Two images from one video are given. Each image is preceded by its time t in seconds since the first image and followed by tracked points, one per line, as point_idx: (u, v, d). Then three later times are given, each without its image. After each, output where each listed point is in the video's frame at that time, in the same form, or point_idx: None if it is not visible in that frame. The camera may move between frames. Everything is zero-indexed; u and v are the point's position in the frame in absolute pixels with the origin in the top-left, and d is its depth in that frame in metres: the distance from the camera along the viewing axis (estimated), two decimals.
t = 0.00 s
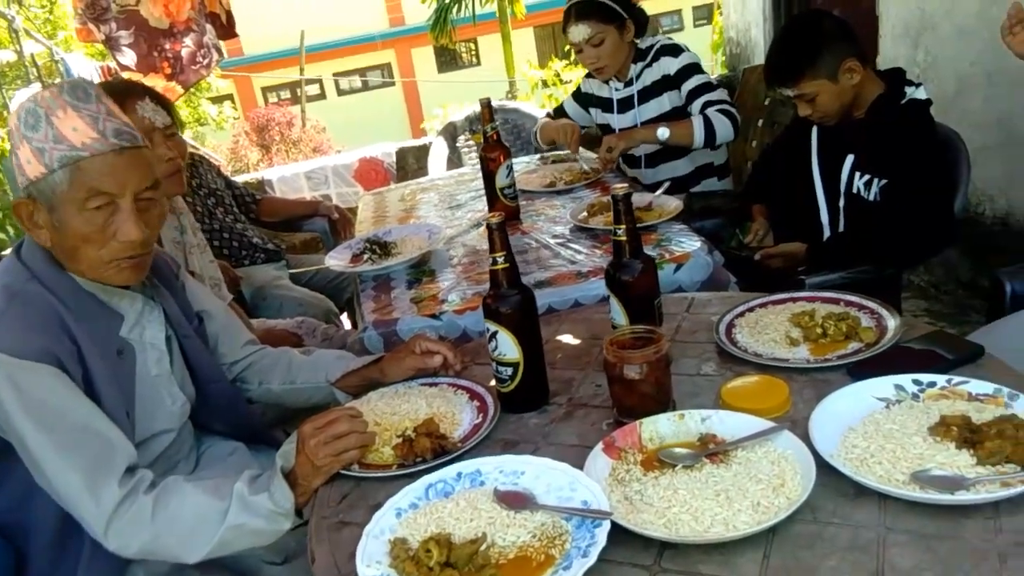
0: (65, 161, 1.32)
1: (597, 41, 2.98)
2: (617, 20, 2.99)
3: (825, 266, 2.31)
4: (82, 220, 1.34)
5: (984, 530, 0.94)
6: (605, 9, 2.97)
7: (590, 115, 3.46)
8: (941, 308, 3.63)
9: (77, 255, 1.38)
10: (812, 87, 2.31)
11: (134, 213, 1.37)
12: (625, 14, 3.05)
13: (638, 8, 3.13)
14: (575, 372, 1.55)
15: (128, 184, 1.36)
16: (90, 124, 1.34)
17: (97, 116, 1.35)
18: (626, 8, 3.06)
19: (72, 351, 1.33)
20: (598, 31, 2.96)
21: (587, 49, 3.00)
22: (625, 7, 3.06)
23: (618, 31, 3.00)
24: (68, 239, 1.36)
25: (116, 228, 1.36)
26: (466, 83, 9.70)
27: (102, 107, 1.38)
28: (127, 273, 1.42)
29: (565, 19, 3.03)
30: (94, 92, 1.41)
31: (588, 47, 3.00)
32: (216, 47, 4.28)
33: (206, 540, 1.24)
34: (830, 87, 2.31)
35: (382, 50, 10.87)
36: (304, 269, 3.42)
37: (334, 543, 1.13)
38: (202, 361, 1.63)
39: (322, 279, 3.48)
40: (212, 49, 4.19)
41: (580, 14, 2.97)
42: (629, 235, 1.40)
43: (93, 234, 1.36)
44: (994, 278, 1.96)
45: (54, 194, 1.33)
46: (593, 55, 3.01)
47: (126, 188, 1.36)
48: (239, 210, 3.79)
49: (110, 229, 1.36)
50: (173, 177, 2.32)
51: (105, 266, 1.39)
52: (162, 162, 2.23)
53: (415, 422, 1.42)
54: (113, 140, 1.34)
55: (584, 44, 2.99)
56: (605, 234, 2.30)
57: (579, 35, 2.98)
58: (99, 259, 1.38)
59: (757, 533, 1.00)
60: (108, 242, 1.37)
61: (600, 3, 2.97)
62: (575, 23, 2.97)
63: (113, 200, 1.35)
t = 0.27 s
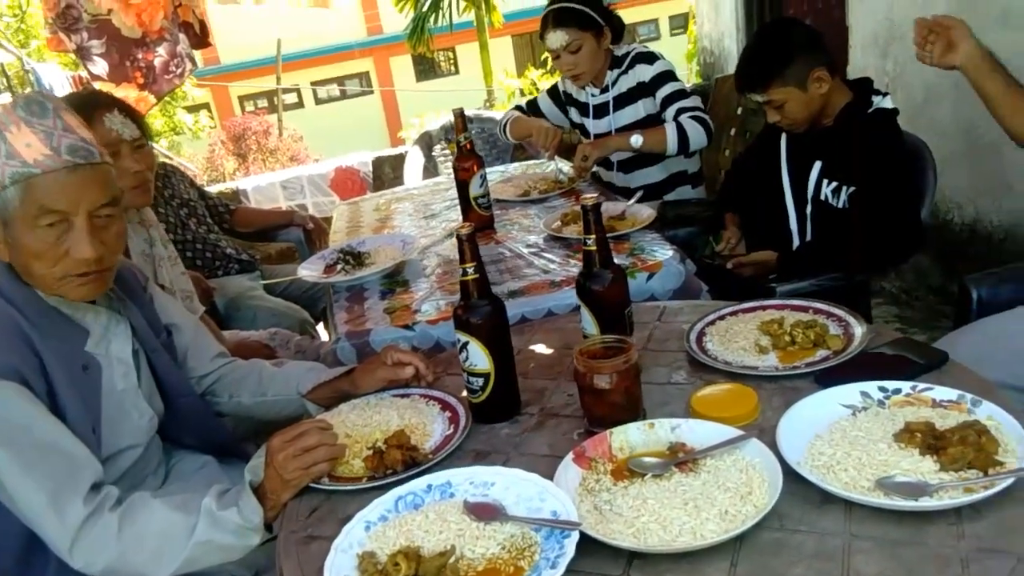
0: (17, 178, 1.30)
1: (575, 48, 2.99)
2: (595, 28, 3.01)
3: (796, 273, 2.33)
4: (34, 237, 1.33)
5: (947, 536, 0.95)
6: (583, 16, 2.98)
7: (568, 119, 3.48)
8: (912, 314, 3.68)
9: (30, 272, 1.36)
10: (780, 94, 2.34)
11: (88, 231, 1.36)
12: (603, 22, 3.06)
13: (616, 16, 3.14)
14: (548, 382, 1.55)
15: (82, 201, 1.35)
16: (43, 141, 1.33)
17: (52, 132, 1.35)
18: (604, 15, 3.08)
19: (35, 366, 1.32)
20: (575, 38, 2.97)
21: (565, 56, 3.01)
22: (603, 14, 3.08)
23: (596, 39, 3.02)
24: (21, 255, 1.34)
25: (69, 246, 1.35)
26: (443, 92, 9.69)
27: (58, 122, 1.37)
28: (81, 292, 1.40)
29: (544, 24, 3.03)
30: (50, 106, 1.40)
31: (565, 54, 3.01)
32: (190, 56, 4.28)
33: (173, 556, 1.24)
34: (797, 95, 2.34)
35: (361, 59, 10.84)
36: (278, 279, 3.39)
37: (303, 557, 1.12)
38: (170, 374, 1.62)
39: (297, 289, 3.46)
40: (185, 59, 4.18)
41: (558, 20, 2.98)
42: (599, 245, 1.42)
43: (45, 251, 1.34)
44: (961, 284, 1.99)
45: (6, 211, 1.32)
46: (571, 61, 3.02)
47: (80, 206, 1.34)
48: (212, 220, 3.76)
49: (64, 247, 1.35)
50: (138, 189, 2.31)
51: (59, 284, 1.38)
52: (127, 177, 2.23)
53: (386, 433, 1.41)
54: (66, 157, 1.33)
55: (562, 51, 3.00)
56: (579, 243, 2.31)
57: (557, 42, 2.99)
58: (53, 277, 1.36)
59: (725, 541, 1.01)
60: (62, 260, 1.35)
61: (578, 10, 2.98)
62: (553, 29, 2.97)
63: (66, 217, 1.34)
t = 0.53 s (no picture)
0: None
1: (556, 50, 3.01)
2: (576, 30, 3.02)
3: (770, 276, 2.35)
4: (4, 239, 1.32)
5: (913, 536, 0.96)
6: (565, 19, 2.99)
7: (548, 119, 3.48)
8: (885, 315, 3.71)
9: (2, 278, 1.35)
10: (752, 97, 2.36)
11: (56, 229, 1.37)
12: (584, 25, 3.07)
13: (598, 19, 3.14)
14: (521, 386, 1.55)
15: (48, 198, 1.35)
16: (4, 139, 1.32)
17: (12, 131, 1.34)
18: (585, 18, 3.09)
19: None
20: (556, 41, 2.99)
21: (546, 58, 3.02)
22: (584, 17, 3.08)
23: (577, 42, 3.03)
24: None
25: (39, 245, 1.35)
26: (421, 97, 9.67)
27: (16, 121, 1.35)
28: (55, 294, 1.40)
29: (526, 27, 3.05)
30: (7, 107, 1.37)
31: (547, 56, 3.02)
32: (163, 60, 4.24)
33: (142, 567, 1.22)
34: (769, 98, 2.37)
35: (339, 63, 10.76)
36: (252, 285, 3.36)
37: (273, 566, 1.11)
38: (138, 383, 1.60)
39: (272, 294, 3.43)
40: (159, 63, 4.13)
41: (540, 22, 3.00)
42: (571, 250, 1.42)
43: (17, 253, 1.33)
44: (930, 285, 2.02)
45: None
46: (552, 64, 3.03)
47: (46, 203, 1.35)
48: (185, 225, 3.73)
49: (35, 247, 1.35)
50: (106, 199, 2.30)
51: (32, 288, 1.37)
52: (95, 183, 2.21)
53: (358, 439, 1.40)
54: (29, 154, 1.33)
55: (543, 53, 3.01)
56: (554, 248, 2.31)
57: (538, 44, 3.00)
58: (26, 279, 1.36)
59: (695, 544, 1.01)
60: (35, 261, 1.35)
61: (560, 13, 2.99)
62: (535, 32, 2.98)
63: (35, 215, 1.34)
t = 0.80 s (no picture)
0: None
1: (541, 48, 3.01)
2: (561, 30, 3.03)
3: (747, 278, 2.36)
4: None
5: (886, 538, 0.97)
6: (550, 18, 3.01)
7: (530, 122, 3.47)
8: (863, 316, 3.74)
9: None
10: (728, 100, 2.37)
11: (27, 235, 1.36)
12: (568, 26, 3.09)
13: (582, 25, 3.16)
14: (498, 392, 1.55)
15: (17, 203, 1.34)
16: None
17: None
18: (570, 20, 3.10)
19: None
20: (542, 39, 2.99)
21: (530, 56, 3.03)
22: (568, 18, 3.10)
23: (561, 41, 3.04)
24: None
25: (9, 250, 1.34)
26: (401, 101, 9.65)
27: None
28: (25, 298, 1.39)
29: (511, 25, 3.05)
30: None
31: (531, 54, 3.03)
32: (138, 66, 4.21)
33: None
34: (745, 100, 2.38)
35: (319, 67, 10.63)
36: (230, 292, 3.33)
37: None
38: (109, 393, 1.59)
39: (250, 301, 3.40)
40: (134, 69, 4.12)
41: (525, 21, 3.00)
42: (546, 255, 1.42)
43: None
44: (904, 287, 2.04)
45: None
46: (536, 62, 3.04)
47: (16, 208, 1.34)
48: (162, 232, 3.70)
49: (5, 252, 1.34)
50: (76, 204, 2.28)
51: (3, 292, 1.35)
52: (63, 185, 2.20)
53: (334, 448, 1.39)
54: None
55: (527, 51, 3.02)
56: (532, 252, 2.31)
57: (523, 42, 3.01)
58: None
59: (670, 549, 1.01)
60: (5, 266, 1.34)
61: (545, 13, 3.01)
62: (520, 29, 2.99)
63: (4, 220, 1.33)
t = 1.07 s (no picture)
0: None
1: (517, 46, 3.00)
2: (538, 33, 3.03)
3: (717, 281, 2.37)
4: None
5: (851, 540, 0.97)
6: (529, 20, 3.01)
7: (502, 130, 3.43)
8: (833, 317, 3.78)
9: None
10: (697, 104, 2.38)
11: None
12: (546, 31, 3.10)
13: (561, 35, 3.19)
14: (468, 399, 1.54)
15: None
16: None
17: None
18: (548, 25, 3.11)
19: None
20: (519, 37, 2.98)
21: (505, 53, 3.01)
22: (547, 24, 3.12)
23: (538, 44, 3.04)
24: None
25: None
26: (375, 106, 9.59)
27: None
28: None
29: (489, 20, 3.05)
30: None
31: (507, 51, 3.02)
32: (106, 72, 4.15)
33: None
34: (714, 104, 2.39)
35: (293, 72, 10.48)
36: (199, 300, 3.29)
37: None
38: (71, 405, 1.57)
39: (220, 309, 3.36)
40: (102, 75, 4.06)
41: (505, 17, 3.00)
42: (514, 260, 1.42)
43: None
44: (871, 289, 2.06)
45: None
46: (510, 60, 3.02)
47: None
48: (130, 239, 3.65)
49: None
50: (43, 209, 2.23)
51: None
52: (35, 187, 2.18)
53: (301, 458, 1.38)
54: None
55: (503, 47, 3.01)
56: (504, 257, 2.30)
57: (499, 38, 3.00)
58: None
59: (637, 555, 1.01)
60: None
61: (525, 12, 3.01)
62: (499, 24, 2.99)
63: None
